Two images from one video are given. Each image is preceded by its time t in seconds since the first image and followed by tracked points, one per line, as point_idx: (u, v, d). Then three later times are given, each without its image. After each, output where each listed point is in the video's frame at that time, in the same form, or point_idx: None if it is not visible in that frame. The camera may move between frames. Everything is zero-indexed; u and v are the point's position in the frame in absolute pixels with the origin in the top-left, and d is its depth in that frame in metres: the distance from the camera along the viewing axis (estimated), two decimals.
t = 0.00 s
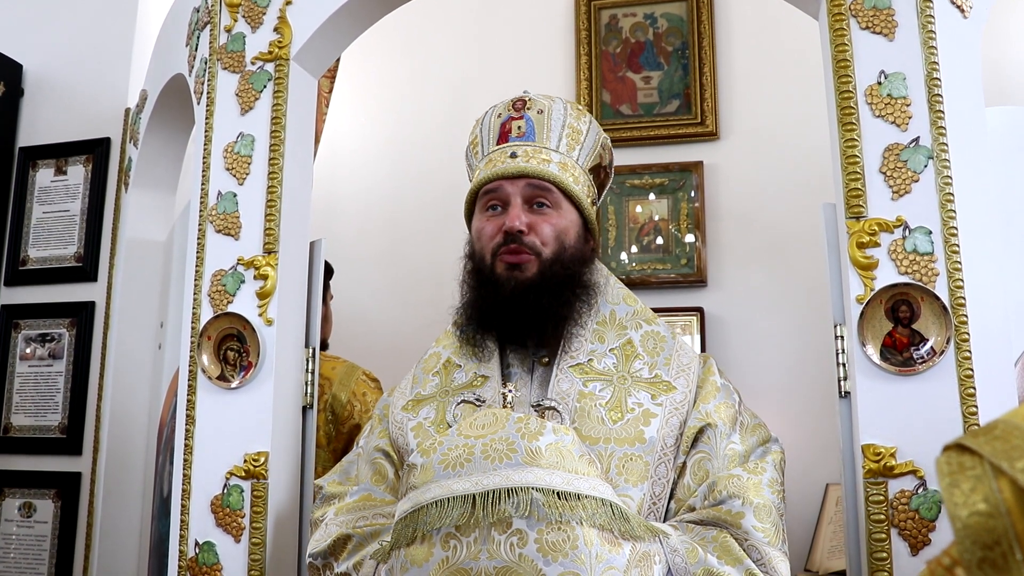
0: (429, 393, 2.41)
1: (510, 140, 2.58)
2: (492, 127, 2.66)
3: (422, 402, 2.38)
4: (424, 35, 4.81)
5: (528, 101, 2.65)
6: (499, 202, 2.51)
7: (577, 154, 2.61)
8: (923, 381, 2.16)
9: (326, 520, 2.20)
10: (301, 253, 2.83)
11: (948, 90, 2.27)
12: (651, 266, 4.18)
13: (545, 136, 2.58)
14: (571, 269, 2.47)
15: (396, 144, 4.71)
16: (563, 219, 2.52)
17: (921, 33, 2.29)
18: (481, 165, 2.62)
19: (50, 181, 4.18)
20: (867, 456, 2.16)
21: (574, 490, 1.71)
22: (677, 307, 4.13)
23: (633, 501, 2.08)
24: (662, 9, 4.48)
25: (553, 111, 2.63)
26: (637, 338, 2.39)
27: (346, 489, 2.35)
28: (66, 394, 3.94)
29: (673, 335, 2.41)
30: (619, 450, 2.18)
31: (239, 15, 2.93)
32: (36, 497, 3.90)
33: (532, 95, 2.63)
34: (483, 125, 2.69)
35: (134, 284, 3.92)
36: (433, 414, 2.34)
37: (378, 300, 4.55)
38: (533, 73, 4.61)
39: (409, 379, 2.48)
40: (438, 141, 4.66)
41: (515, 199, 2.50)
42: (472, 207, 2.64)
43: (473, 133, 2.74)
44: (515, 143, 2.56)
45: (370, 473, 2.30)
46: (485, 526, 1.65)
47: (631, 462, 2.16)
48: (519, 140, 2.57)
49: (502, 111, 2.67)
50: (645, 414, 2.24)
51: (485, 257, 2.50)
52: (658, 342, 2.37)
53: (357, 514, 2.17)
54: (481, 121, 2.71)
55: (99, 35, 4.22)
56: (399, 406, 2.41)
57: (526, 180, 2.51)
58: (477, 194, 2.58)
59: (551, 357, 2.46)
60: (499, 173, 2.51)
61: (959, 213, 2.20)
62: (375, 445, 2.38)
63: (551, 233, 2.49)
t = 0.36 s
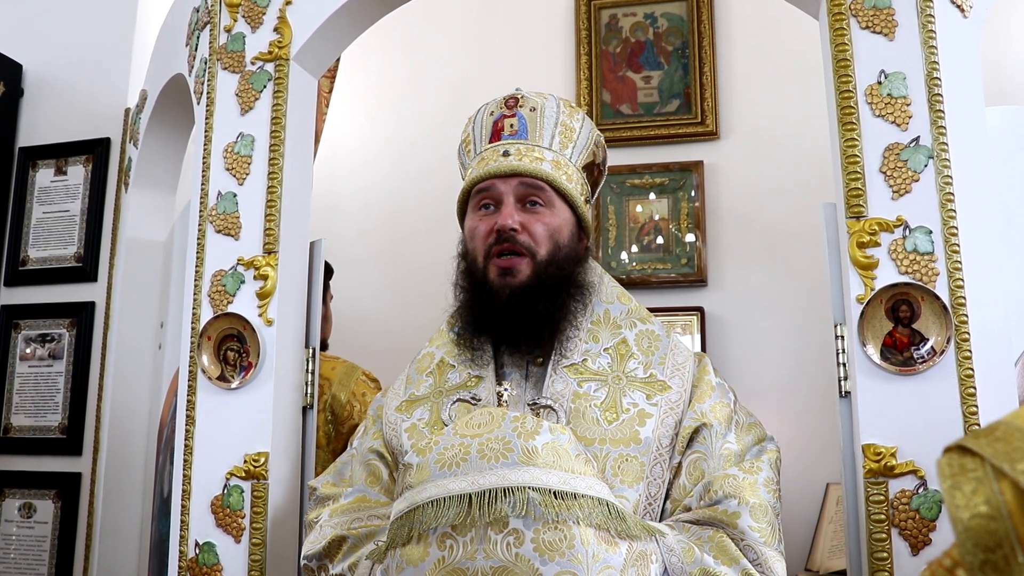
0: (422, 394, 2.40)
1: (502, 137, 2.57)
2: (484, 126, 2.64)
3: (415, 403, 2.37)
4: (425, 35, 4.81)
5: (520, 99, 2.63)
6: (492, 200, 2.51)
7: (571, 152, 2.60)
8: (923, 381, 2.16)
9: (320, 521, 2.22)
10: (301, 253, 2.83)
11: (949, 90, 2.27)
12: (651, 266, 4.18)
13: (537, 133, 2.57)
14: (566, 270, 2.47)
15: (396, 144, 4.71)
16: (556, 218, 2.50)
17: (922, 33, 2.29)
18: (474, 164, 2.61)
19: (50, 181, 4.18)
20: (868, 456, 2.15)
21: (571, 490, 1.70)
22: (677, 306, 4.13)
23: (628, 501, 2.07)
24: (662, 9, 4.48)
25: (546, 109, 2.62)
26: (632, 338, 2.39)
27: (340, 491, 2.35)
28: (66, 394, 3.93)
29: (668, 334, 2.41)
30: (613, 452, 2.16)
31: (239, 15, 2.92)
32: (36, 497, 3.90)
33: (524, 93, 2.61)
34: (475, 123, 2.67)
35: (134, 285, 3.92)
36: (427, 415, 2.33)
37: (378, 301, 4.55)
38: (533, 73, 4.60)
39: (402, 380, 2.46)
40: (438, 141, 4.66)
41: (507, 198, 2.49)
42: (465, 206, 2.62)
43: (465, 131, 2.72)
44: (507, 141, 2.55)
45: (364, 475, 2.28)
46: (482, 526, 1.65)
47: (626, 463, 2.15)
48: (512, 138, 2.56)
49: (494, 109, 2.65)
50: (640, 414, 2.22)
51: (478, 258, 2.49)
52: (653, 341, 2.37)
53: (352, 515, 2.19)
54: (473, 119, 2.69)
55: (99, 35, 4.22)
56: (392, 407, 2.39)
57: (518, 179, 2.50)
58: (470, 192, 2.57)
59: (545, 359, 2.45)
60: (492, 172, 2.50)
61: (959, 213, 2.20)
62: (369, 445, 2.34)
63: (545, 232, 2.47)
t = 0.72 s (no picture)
0: (411, 393, 2.37)
1: (492, 134, 2.55)
2: (473, 122, 2.62)
3: (404, 402, 2.35)
4: (424, 35, 4.81)
5: (510, 95, 2.63)
6: (482, 197, 2.49)
7: (561, 149, 2.59)
8: (923, 381, 2.16)
9: (308, 520, 2.21)
10: (300, 254, 2.82)
11: (948, 90, 2.27)
12: (650, 266, 4.18)
13: (527, 130, 2.56)
14: (555, 267, 2.46)
15: (397, 144, 4.71)
16: (546, 215, 2.50)
17: (921, 33, 2.29)
18: (463, 160, 2.59)
19: (49, 181, 4.17)
20: (867, 455, 2.15)
21: (568, 486, 1.70)
22: (677, 306, 4.13)
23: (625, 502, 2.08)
24: (661, 9, 4.48)
25: (536, 105, 2.61)
26: (624, 336, 2.38)
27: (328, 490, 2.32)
28: (66, 395, 3.93)
29: (659, 334, 2.40)
30: (606, 452, 2.17)
31: (238, 16, 2.92)
32: (36, 497, 3.90)
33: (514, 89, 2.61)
34: (465, 120, 2.65)
35: (134, 285, 3.92)
36: (417, 415, 2.30)
37: (378, 301, 4.55)
38: (533, 73, 4.60)
39: (390, 379, 2.44)
40: (438, 142, 4.66)
41: (497, 194, 2.47)
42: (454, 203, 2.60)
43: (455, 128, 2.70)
44: (497, 138, 2.54)
45: (353, 474, 2.28)
46: (478, 522, 1.65)
47: (619, 463, 2.15)
48: (501, 134, 2.54)
49: (484, 106, 2.64)
50: (633, 413, 2.22)
51: (467, 254, 2.48)
52: (644, 340, 2.37)
53: (341, 515, 2.19)
54: (463, 116, 2.68)
55: (99, 35, 4.22)
56: (381, 406, 2.37)
57: (508, 175, 2.49)
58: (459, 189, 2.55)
59: (536, 356, 2.46)
60: (481, 169, 2.48)
61: (958, 213, 2.20)
62: (358, 444, 2.34)
63: (535, 229, 2.46)
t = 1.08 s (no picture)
0: (393, 390, 2.34)
1: (481, 128, 2.57)
2: (461, 116, 2.63)
3: (387, 400, 2.31)
4: (424, 35, 4.81)
5: (499, 89, 2.64)
6: (470, 192, 2.48)
7: (549, 144, 2.60)
8: (922, 381, 2.16)
9: (287, 519, 2.16)
10: (299, 254, 2.82)
11: (947, 90, 2.27)
12: (650, 266, 4.18)
13: (516, 125, 2.57)
14: (544, 264, 2.46)
15: (397, 144, 4.71)
16: (535, 211, 2.50)
17: (920, 33, 2.29)
18: (452, 154, 2.59)
19: (49, 181, 4.17)
20: (866, 456, 2.15)
21: (562, 481, 1.66)
22: (676, 306, 4.13)
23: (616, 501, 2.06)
24: (661, 9, 4.49)
25: (525, 100, 2.63)
26: (610, 335, 2.36)
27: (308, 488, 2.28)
28: (66, 394, 3.93)
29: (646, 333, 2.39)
30: (594, 451, 2.14)
31: (238, 15, 2.92)
32: (34, 497, 3.90)
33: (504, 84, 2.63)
34: (453, 113, 2.66)
35: (134, 284, 3.92)
36: (399, 413, 2.27)
37: (378, 300, 4.55)
38: (532, 73, 4.60)
39: (372, 377, 2.40)
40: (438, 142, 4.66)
41: (486, 189, 2.48)
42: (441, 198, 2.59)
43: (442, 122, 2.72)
44: (486, 131, 2.55)
45: (334, 472, 2.25)
46: (470, 518, 1.60)
47: (609, 463, 2.12)
48: (490, 128, 2.56)
49: (473, 99, 2.65)
50: (621, 413, 2.20)
51: (454, 250, 2.46)
52: (632, 340, 2.35)
53: (321, 513, 2.14)
54: (450, 109, 2.70)
55: (98, 34, 4.22)
56: (363, 404, 2.33)
57: (498, 171, 2.50)
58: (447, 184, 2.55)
59: (523, 355, 2.44)
60: (471, 162, 2.49)
61: (957, 213, 2.20)
62: (339, 442, 2.31)
63: (524, 226, 2.46)
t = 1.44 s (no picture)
0: (372, 388, 2.11)
1: (465, 120, 2.29)
2: (444, 107, 2.34)
3: (365, 398, 2.08)
4: (424, 35, 4.81)
5: (484, 81, 2.36)
6: (455, 185, 2.21)
7: (535, 140, 2.33)
8: (920, 381, 2.16)
9: (262, 519, 1.91)
10: (300, 254, 2.82)
11: (946, 91, 2.27)
12: (649, 266, 4.18)
13: (502, 118, 2.29)
14: (532, 261, 2.19)
15: (397, 144, 4.72)
16: (520, 206, 2.22)
17: (919, 34, 2.30)
18: (434, 146, 2.30)
19: (48, 181, 4.17)
20: (865, 456, 2.15)
21: (554, 475, 1.53)
22: (675, 307, 4.13)
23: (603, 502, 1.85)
24: (660, 10, 4.50)
25: (512, 93, 2.36)
26: (594, 333, 2.15)
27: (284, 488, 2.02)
28: (66, 394, 3.93)
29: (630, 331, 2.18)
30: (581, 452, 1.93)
31: (237, 16, 2.93)
32: (34, 497, 3.89)
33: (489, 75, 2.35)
34: (434, 103, 2.37)
35: (133, 285, 3.92)
36: (379, 411, 2.04)
37: (378, 300, 4.56)
38: (532, 73, 4.61)
39: (348, 374, 2.17)
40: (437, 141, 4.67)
41: (472, 183, 2.19)
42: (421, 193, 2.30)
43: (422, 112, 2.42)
44: (471, 124, 2.27)
45: (310, 472, 1.99)
46: (460, 512, 1.45)
47: (595, 463, 1.92)
48: (475, 122, 2.28)
49: (456, 90, 2.37)
50: (606, 412, 2.00)
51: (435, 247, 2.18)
52: (615, 337, 2.14)
53: (299, 513, 1.88)
54: (431, 99, 2.40)
55: (98, 34, 4.22)
56: (339, 402, 2.10)
57: (484, 165, 2.21)
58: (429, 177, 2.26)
59: (504, 354, 2.19)
60: (457, 156, 2.20)
61: (956, 213, 2.21)
62: (316, 441, 2.05)
63: (512, 221, 2.18)
